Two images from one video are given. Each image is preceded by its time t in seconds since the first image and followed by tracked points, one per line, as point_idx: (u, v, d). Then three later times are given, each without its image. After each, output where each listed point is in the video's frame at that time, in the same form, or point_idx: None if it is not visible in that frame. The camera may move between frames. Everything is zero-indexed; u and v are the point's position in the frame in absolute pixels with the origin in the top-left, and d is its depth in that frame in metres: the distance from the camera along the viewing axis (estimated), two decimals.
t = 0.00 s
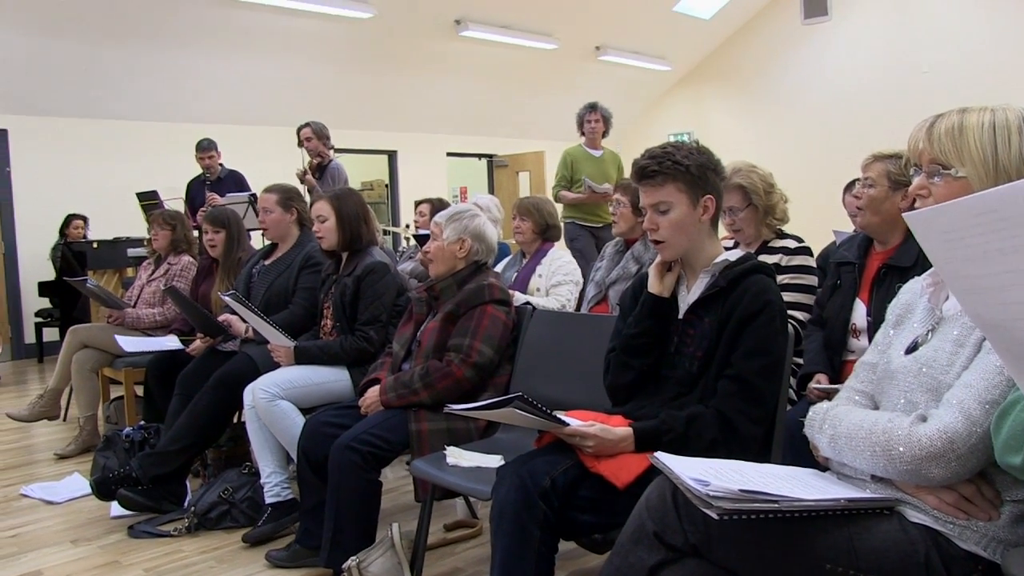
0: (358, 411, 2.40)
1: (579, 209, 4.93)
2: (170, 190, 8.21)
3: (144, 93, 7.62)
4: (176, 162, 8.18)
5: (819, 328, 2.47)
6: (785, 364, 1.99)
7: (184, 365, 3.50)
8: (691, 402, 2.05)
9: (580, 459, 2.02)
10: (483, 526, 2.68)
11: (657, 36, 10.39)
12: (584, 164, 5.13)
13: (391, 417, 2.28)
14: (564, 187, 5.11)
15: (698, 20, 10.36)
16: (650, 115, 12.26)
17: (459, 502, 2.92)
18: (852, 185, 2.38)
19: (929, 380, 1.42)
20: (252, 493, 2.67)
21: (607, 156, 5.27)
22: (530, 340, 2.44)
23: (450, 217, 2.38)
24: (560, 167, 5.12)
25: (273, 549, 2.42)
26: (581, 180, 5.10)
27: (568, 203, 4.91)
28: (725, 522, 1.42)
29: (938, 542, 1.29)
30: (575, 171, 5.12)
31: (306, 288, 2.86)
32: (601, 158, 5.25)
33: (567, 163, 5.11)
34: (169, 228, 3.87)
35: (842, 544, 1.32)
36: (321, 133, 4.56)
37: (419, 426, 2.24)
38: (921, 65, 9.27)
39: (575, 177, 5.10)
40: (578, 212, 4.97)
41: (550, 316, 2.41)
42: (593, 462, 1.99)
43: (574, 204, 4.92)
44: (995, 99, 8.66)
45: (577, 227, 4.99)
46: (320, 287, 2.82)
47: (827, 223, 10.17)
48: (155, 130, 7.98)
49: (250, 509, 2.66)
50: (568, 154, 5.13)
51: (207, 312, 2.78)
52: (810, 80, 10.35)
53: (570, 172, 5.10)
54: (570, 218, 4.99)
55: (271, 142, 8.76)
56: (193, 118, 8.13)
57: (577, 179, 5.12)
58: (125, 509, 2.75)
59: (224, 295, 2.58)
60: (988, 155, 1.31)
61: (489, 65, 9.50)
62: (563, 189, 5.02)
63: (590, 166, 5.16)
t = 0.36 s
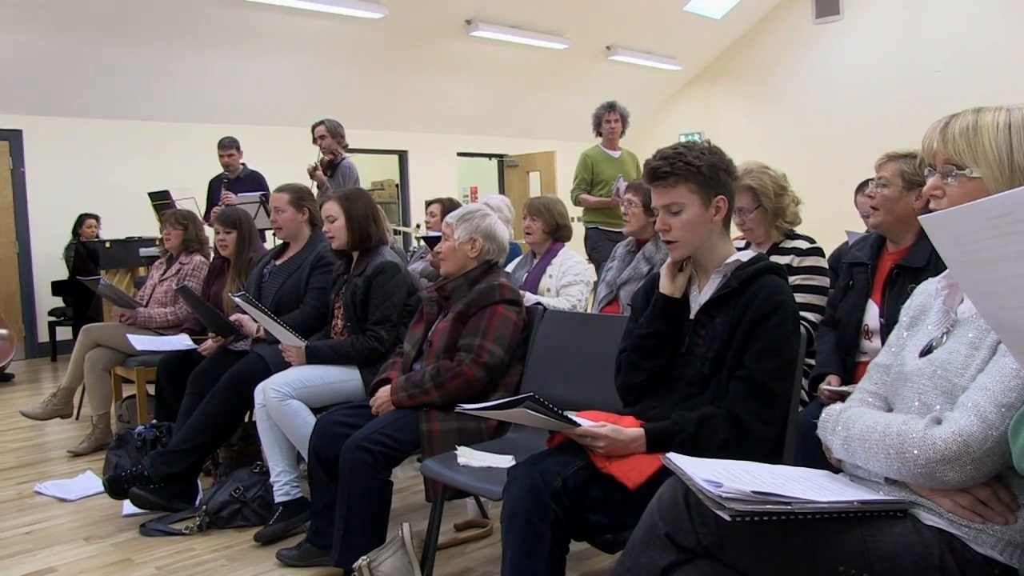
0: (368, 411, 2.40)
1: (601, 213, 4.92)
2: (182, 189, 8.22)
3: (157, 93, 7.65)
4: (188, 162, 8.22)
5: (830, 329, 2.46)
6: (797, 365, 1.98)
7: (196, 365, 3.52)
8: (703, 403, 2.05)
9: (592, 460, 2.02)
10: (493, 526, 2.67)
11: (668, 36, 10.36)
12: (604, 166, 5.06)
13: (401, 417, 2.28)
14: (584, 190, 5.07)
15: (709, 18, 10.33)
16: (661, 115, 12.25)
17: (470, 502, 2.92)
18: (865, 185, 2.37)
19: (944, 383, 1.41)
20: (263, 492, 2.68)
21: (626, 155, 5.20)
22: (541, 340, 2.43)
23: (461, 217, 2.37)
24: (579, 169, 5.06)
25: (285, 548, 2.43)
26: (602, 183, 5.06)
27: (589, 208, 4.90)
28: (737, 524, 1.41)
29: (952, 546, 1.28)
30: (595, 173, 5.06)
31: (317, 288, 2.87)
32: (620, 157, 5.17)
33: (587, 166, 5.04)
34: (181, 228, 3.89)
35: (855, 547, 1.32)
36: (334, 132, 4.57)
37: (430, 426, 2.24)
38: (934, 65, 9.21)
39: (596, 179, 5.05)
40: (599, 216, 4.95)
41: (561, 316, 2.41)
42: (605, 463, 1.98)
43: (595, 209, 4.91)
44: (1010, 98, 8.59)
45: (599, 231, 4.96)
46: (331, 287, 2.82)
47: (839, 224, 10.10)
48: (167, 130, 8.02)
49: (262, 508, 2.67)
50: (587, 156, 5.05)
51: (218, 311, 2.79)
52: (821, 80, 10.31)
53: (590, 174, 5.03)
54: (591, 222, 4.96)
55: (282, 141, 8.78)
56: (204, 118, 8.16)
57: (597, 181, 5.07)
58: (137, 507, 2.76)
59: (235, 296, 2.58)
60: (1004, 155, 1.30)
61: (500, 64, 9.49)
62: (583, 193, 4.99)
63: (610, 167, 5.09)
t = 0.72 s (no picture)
0: (384, 410, 2.40)
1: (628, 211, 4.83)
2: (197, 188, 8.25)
3: (174, 92, 7.70)
4: (205, 161, 8.26)
5: (848, 327, 2.44)
6: (814, 365, 1.97)
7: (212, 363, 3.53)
8: (719, 403, 2.04)
9: (608, 460, 2.01)
10: (508, 525, 2.67)
11: (683, 34, 10.33)
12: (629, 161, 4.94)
13: (417, 415, 2.28)
14: (610, 188, 4.97)
15: (724, 16, 10.31)
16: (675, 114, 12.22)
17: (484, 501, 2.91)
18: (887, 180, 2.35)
19: (964, 383, 1.40)
20: (278, 490, 2.68)
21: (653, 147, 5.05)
22: (556, 339, 2.43)
23: (482, 214, 2.37)
24: (604, 167, 4.96)
25: (300, 545, 2.43)
26: (627, 179, 4.95)
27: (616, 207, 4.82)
28: (755, 525, 1.40)
29: (974, 549, 1.27)
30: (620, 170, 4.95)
31: (332, 286, 2.87)
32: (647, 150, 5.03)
33: (611, 163, 4.93)
34: (196, 227, 3.90)
35: (874, 549, 1.31)
36: (347, 132, 4.56)
37: (446, 425, 2.24)
38: (951, 63, 9.14)
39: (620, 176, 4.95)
40: (628, 214, 4.86)
41: (576, 315, 2.40)
42: (621, 462, 1.97)
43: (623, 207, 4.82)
44: None
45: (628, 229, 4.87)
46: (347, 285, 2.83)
47: (856, 223, 10.03)
48: (185, 130, 8.08)
49: (277, 505, 2.68)
50: (611, 153, 4.93)
51: (233, 310, 2.80)
52: (837, 78, 10.26)
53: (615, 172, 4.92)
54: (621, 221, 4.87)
55: (297, 140, 8.80)
56: (221, 117, 8.21)
57: (622, 178, 4.97)
58: (153, 505, 2.77)
59: (250, 295, 2.58)
60: None
61: (514, 63, 9.50)
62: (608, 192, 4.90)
63: (636, 162, 4.96)
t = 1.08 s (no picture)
0: (403, 412, 2.40)
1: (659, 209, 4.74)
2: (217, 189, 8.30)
3: (195, 93, 7.76)
4: (226, 162, 8.32)
5: (870, 331, 2.42)
6: (836, 368, 1.95)
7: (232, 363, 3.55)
8: (740, 407, 2.02)
9: (629, 463, 2.00)
10: (527, 527, 2.66)
11: (702, 35, 10.30)
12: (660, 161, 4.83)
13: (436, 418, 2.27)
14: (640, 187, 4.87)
15: (743, 17, 10.28)
16: (694, 116, 12.18)
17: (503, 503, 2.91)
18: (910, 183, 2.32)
19: (991, 389, 1.38)
20: (298, 491, 2.68)
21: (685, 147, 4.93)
22: (576, 341, 2.42)
23: (493, 218, 2.37)
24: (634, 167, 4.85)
25: (319, 546, 2.44)
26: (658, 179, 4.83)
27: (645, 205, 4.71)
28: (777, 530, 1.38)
29: (1003, 558, 1.26)
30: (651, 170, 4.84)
31: (352, 288, 2.88)
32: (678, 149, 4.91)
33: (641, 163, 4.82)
34: (218, 227, 3.92)
35: (900, 557, 1.29)
36: (367, 133, 4.58)
37: (465, 427, 2.24)
38: (974, 64, 9.05)
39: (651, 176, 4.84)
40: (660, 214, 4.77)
41: (596, 317, 2.39)
42: (641, 466, 1.96)
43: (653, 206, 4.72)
44: None
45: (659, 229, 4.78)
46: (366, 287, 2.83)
47: (878, 226, 9.94)
48: (207, 131, 8.15)
49: (296, 506, 2.67)
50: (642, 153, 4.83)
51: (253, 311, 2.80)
52: (857, 79, 10.19)
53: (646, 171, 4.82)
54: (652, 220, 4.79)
55: (317, 142, 8.84)
56: (242, 119, 8.27)
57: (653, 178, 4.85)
58: (174, 505, 2.78)
59: (270, 296, 2.59)
60: None
61: (533, 64, 9.50)
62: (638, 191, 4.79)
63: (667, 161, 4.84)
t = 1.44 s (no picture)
0: (434, 416, 2.40)
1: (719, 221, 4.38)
2: (251, 192, 8.38)
3: (230, 97, 7.86)
4: (260, 166, 8.41)
5: (907, 340, 2.39)
6: (872, 376, 1.92)
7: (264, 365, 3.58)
8: (774, 415, 2.00)
9: (661, 470, 1.99)
10: (557, 533, 2.65)
11: (735, 38, 10.25)
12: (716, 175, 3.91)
13: (468, 422, 2.27)
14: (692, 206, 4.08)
15: (776, 21, 10.24)
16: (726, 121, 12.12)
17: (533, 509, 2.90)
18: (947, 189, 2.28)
19: None
20: (328, 493, 2.69)
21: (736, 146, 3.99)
22: (608, 347, 2.41)
23: (528, 223, 2.36)
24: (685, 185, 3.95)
25: (349, 549, 2.44)
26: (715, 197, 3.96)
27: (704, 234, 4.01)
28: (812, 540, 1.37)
29: None
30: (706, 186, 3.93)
31: (384, 292, 2.88)
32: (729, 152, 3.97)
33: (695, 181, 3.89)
34: (250, 231, 3.96)
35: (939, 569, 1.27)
36: (399, 137, 4.60)
37: (497, 431, 2.24)
38: (1012, 66, 8.91)
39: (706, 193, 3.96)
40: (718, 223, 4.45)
41: (628, 322, 2.38)
42: (673, 473, 1.95)
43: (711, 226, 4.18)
44: None
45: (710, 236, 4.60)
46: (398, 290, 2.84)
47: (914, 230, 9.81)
48: (241, 136, 8.26)
49: (326, 508, 2.68)
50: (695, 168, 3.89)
51: (286, 315, 2.83)
52: (892, 82, 10.08)
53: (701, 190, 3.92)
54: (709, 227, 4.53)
55: (350, 146, 8.89)
56: (278, 123, 8.37)
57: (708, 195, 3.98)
58: (206, 505, 2.81)
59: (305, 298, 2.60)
60: None
61: (564, 68, 9.51)
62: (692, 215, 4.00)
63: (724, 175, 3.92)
